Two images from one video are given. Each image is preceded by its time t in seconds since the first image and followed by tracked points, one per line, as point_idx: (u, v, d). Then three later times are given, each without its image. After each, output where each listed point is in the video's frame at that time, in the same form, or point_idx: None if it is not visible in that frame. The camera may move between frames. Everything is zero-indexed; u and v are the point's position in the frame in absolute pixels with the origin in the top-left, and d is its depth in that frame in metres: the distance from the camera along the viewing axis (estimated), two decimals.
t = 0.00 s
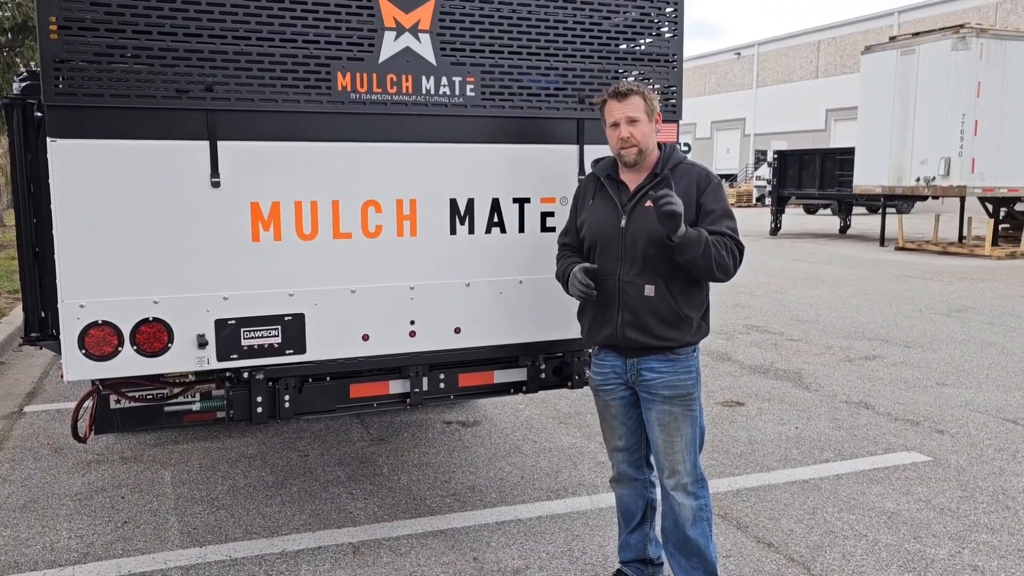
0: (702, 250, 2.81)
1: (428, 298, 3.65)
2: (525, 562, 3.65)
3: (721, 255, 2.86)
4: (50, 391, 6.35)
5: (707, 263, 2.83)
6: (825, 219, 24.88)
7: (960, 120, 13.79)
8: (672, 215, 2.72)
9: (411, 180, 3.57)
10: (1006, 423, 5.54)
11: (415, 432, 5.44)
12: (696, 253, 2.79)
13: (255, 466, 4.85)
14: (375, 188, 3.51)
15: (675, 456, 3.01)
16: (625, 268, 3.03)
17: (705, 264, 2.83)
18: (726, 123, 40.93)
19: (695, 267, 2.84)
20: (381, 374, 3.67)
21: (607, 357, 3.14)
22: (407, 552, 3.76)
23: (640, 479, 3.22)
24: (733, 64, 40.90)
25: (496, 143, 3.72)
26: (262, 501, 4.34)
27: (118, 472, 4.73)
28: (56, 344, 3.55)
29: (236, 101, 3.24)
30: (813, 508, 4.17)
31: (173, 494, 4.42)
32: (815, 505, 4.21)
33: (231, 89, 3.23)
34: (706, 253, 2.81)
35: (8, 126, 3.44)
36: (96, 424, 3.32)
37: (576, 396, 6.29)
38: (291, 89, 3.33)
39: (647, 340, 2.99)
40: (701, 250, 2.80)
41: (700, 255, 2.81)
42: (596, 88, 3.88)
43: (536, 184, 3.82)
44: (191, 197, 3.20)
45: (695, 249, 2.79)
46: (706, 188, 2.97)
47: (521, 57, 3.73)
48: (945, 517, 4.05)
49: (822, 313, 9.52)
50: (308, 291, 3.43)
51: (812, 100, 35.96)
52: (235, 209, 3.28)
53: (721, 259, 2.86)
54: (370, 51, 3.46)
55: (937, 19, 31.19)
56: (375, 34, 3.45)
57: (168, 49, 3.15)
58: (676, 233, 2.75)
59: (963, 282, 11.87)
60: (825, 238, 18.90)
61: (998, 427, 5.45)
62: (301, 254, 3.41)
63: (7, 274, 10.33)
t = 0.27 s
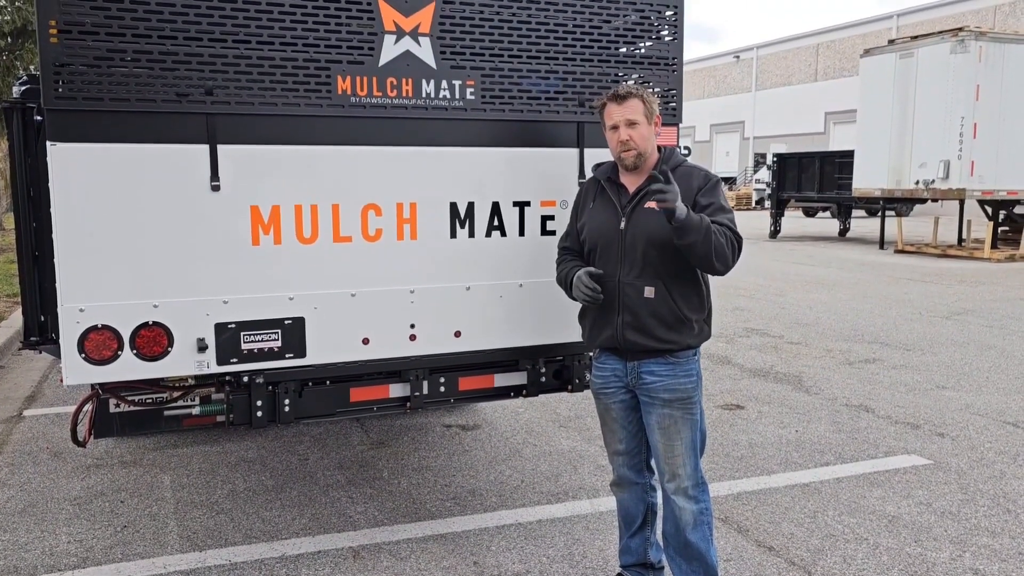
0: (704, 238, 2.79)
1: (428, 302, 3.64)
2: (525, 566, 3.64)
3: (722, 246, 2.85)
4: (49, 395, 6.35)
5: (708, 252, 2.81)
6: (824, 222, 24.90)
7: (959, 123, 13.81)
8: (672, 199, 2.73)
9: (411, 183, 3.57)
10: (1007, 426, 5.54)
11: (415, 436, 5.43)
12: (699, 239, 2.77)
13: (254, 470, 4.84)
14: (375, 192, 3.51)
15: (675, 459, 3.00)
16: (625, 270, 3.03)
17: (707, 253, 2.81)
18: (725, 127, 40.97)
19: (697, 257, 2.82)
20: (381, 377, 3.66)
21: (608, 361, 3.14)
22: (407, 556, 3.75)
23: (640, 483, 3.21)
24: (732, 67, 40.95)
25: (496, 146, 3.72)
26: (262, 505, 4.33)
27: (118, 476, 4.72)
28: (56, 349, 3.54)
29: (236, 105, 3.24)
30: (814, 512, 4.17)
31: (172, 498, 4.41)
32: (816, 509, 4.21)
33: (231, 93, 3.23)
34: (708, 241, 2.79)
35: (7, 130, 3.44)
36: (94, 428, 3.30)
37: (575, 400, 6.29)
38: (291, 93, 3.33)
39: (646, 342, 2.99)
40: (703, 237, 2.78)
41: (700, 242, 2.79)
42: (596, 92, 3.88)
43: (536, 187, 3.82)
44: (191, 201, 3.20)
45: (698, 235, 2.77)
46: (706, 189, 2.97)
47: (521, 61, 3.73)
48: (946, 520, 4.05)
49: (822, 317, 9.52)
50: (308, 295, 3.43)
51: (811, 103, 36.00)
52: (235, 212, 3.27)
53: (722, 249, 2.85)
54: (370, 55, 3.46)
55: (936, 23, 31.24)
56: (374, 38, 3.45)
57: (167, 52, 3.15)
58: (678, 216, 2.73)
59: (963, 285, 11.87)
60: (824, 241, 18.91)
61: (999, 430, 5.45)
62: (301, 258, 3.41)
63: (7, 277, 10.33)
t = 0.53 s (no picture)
0: (667, 283, 2.83)
1: (426, 305, 3.64)
2: (524, 570, 3.64)
3: (703, 274, 2.84)
4: (47, 399, 6.34)
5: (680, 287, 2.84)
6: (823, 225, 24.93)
7: (957, 126, 13.83)
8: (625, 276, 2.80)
9: (410, 187, 3.57)
10: (1005, 429, 5.54)
11: (414, 440, 5.43)
12: (670, 285, 2.83)
13: (253, 474, 4.83)
14: (374, 196, 3.51)
15: (673, 463, 3.00)
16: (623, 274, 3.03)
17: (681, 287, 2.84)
18: (723, 130, 41.01)
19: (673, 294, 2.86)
20: (380, 381, 3.66)
21: (606, 364, 3.14)
22: (406, 560, 3.74)
23: (640, 486, 3.21)
24: (730, 71, 41.01)
25: (495, 150, 3.72)
26: (261, 509, 4.32)
27: (116, 480, 4.71)
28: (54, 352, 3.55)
29: (235, 109, 3.24)
30: (813, 516, 4.16)
31: (170, 502, 4.40)
32: (815, 512, 4.20)
33: (230, 97, 3.23)
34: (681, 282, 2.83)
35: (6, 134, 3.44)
36: (92, 432, 3.29)
37: (574, 403, 6.29)
38: (289, 97, 3.33)
39: (643, 347, 2.99)
40: (672, 282, 2.83)
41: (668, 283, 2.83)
42: (595, 95, 3.89)
43: (535, 191, 3.82)
44: (189, 205, 3.20)
45: (668, 283, 2.83)
46: (703, 195, 2.93)
47: (519, 64, 3.74)
48: (945, 524, 4.05)
49: (821, 320, 9.52)
50: (307, 298, 3.43)
51: (809, 107, 36.04)
52: (233, 216, 3.27)
53: (704, 277, 2.84)
54: (369, 59, 3.46)
55: (933, 26, 31.30)
56: (373, 42, 3.46)
57: (166, 57, 3.15)
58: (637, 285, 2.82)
59: (961, 288, 11.88)
60: (822, 245, 18.92)
61: (998, 433, 5.45)
62: (300, 262, 3.40)
63: (5, 281, 10.32)
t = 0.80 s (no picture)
0: (659, 291, 2.87)
1: (425, 308, 3.64)
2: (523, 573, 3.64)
3: (700, 279, 2.84)
4: (47, 402, 6.34)
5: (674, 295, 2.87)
6: (822, 228, 24.94)
7: (956, 128, 13.84)
8: (613, 284, 2.90)
9: (409, 190, 3.57)
10: (1005, 432, 5.54)
11: (413, 442, 5.43)
12: (663, 292, 2.86)
13: (252, 476, 4.83)
14: (373, 198, 3.51)
15: (673, 465, 3.00)
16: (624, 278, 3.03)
17: (675, 295, 2.86)
18: (723, 132, 41.05)
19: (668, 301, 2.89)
20: (379, 384, 3.66)
21: (607, 366, 3.14)
22: (405, 563, 3.74)
23: (640, 488, 3.21)
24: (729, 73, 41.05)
25: (494, 153, 3.73)
26: (260, 512, 4.32)
27: (115, 483, 4.71)
28: (53, 355, 3.55)
29: (234, 112, 3.24)
30: (812, 518, 4.16)
31: (169, 505, 4.40)
32: (814, 515, 4.20)
33: (229, 100, 3.23)
34: (673, 289, 2.86)
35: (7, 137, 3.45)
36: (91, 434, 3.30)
37: (574, 406, 6.29)
38: (288, 100, 3.33)
39: (643, 350, 2.99)
40: (664, 289, 2.86)
41: (659, 291, 2.87)
42: (594, 98, 3.89)
43: (534, 194, 3.83)
44: (188, 208, 3.20)
45: (661, 291, 2.86)
46: (703, 199, 2.93)
47: (518, 67, 3.74)
48: (945, 526, 4.04)
49: (820, 322, 9.53)
50: (305, 301, 3.43)
51: (809, 109, 36.07)
52: (232, 219, 3.27)
53: (702, 282, 2.84)
54: (368, 62, 3.46)
55: (932, 29, 31.33)
56: (372, 45, 3.46)
57: (165, 60, 3.15)
58: (626, 295, 2.90)
59: (961, 290, 11.88)
60: (822, 247, 18.93)
61: (997, 435, 5.45)
62: (299, 265, 3.41)
63: (5, 284, 10.32)
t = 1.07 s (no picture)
0: (661, 295, 2.87)
1: (425, 310, 3.65)
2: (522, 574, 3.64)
3: (702, 283, 2.85)
4: (46, 404, 6.34)
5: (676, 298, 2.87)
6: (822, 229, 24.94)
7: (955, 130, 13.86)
8: (616, 286, 2.90)
9: (409, 192, 3.58)
10: (1005, 433, 5.54)
11: (413, 444, 5.43)
12: (665, 296, 2.87)
13: (252, 478, 4.83)
14: (373, 200, 3.51)
15: (673, 467, 3.00)
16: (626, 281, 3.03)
17: (677, 299, 2.87)
18: (722, 134, 41.07)
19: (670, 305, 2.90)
20: (378, 386, 3.66)
21: (607, 368, 3.14)
22: (404, 565, 3.74)
23: (640, 490, 3.21)
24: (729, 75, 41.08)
25: (493, 155, 3.73)
26: (260, 513, 4.32)
27: (115, 485, 4.71)
28: (52, 357, 3.56)
29: (233, 114, 3.24)
30: (812, 520, 4.16)
31: (169, 507, 4.40)
32: (814, 516, 4.20)
33: (228, 102, 3.24)
34: (676, 293, 2.86)
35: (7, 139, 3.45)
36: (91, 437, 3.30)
37: (573, 407, 6.29)
38: (288, 102, 3.34)
39: (644, 353, 2.99)
40: (666, 292, 2.86)
41: (661, 295, 2.87)
42: (593, 100, 3.90)
43: (533, 196, 3.83)
44: (188, 210, 3.20)
45: (664, 294, 2.87)
46: (705, 202, 2.94)
47: (517, 69, 3.75)
48: (944, 528, 4.04)
49: (820, 324, 9.53)
50: (305, 303, 3.43)
51: (808, 111, 36.09)
52: (232, 221, 3.28)
53: (705, 286, 2.85)
54: (367, 64, 3.47)
55: (932, 30, 31.36)
56: (371, 47, 3.47)
57: (164, 62, 3.16)
58: (629, 298, 2.90)
59: (960, 292, 11.89)
60: (822, 249, 18.94)
61: (997, 437, 5.45)
62: (298, 266, 3.41)
63: (4, 286, 10.33)
